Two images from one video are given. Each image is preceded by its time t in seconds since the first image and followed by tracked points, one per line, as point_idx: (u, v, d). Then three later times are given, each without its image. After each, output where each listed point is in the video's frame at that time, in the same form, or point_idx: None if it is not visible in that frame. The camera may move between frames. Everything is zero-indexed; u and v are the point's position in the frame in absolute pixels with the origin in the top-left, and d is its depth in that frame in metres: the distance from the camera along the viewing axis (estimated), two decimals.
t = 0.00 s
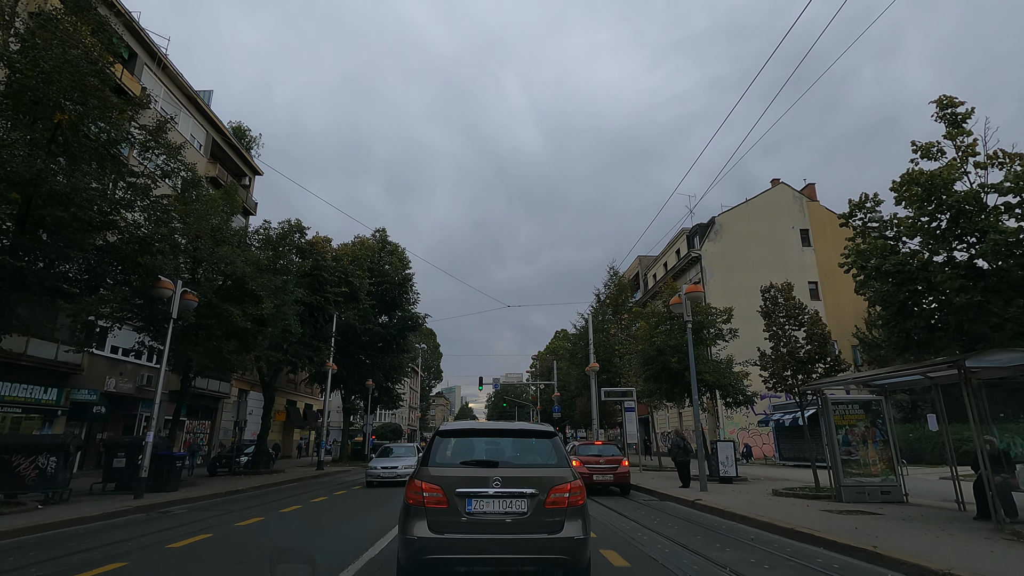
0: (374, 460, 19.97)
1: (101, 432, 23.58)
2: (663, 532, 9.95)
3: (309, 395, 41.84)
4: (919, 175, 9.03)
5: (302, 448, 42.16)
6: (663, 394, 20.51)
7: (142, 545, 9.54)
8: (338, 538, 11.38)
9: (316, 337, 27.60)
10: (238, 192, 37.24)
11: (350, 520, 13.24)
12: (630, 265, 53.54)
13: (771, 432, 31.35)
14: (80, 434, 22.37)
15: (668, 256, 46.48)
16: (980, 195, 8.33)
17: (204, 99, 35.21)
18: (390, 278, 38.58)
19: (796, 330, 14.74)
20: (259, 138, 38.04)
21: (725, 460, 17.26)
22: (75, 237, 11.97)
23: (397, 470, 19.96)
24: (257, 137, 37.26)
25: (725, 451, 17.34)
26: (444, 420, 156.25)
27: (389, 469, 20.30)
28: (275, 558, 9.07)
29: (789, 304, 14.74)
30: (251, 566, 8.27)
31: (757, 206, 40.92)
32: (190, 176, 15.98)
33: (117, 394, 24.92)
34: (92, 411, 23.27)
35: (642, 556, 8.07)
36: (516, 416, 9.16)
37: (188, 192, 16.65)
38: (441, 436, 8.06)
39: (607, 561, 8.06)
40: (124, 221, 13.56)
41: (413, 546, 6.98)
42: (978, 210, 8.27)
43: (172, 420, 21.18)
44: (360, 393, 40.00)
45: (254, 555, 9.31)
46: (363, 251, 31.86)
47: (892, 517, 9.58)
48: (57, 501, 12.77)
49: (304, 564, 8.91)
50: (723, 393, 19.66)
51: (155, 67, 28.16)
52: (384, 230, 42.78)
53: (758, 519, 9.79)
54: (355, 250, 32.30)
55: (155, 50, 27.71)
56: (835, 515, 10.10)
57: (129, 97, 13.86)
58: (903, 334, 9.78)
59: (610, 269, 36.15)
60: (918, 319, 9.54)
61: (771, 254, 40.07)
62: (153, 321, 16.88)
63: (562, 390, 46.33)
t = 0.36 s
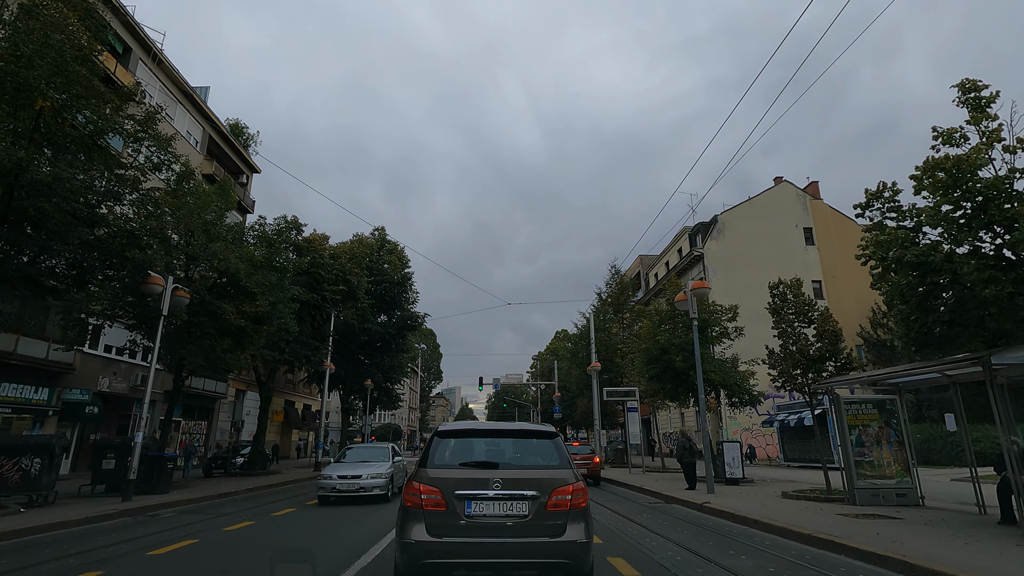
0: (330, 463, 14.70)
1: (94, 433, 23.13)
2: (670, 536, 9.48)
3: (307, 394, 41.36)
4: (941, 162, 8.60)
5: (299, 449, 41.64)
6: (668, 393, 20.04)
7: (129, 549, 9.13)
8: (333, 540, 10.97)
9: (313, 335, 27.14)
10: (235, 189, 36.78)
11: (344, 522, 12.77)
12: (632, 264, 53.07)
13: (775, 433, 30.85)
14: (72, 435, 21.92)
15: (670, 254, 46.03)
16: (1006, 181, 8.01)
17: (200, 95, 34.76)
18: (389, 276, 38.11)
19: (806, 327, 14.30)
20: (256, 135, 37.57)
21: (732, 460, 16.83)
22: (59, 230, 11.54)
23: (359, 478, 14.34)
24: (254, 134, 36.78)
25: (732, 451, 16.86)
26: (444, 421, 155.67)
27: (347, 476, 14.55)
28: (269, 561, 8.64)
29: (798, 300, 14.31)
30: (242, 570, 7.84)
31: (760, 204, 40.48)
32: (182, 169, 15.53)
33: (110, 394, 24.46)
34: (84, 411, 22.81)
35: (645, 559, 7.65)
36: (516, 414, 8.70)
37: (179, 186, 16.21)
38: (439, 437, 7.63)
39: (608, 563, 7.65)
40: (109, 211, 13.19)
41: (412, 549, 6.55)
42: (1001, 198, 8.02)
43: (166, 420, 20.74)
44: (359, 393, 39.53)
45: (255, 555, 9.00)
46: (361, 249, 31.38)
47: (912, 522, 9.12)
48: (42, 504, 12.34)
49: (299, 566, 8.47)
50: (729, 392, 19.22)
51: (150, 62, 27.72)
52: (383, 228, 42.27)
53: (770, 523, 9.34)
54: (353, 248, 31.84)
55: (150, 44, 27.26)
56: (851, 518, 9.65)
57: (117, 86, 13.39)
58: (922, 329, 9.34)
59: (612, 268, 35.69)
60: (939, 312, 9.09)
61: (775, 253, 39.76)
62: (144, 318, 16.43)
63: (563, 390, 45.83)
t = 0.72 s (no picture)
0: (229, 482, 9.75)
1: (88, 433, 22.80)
2: (675, 537, 9.12)
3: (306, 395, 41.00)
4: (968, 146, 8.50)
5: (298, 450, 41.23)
6: (671, 393, 19.66)
7: (120, 553, 8.87)
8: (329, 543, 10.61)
9: (311, 334, 26.78)
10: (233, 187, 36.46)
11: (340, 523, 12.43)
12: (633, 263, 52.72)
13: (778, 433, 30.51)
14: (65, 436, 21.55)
15: (672, 253, 45.68)
16: None
17: (197, 92, 34.39)
18: (388, 276, 37.73)
19: (814, 325, 13.94)
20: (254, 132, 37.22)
21: (737, 461, 16.48)
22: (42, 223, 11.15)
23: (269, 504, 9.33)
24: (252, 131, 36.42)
25: (737, 452, 16.51)
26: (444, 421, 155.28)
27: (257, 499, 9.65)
28: (264, 562, 8.41)
29: (807, 297, 13.95)
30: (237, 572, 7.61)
31: (763, 202, 40.11)
32: (174, 162, 15.16)
33: (105, 394, 24.09)
34: (78, 411, 22.43)
35: (649, 563, 7.31)
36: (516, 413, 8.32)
37: (173, 180, 15.88)
38: (438, 438, 7.25)
39: (608, 564, 7.34)
40: (99, 204, 12.94)
41: (409, 552, 6.21)
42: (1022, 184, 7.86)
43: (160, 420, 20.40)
44: (358, 393, 39.17)
45: (255, 554, 8.83)
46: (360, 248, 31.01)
47: (929, 525, 8.77)
48: (27, 506, 11.97)
49: (299, 566, 8.29)
50: (733, 392, 18.86)
51: (145, 58, 27.36)
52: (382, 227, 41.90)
53: (782, 526, 9.00)
54: (351, 246, 31.47)
55: (146, 40, 26.90)
56: (865, 522, 9.32)
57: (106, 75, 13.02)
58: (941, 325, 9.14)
59: (613, 266, 35.33)
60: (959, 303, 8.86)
61: (777, 252, 39.41)
62: (137, 315, 16.07)
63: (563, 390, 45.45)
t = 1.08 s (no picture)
0: None
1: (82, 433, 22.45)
2: (679, 540, 8.78)
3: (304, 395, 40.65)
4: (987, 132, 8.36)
5: (296, 451, 40.86)
6: (673, 392, 19.33)
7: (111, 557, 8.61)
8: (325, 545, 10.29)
9: (308, 334, 26.44)
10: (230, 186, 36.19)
11: (336, 525, 12.10)
12: (633, 262, 52.41)
13: (780, 432, 30.20)
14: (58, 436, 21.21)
15: (672, 252, 45.35)
16: None
17: (193, 90, 34.04)
18: (386, 274, 37.39)
19: (821, 321, 13.62)
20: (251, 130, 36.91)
21: (741, 460, 16.18)
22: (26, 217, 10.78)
23: None
24: (249, 129, 36.08)
25: (742, 452, 16.20)
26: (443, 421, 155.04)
27: None
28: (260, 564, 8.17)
29: (814, 293, 13.64)
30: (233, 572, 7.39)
31: (764, 199, 39.81)
32: (167, 156, 14.88)
33: (99, 394, 23.76)
34: (71, 411, 22.09)
35: (648, 562, 7.23)
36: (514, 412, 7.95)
37: (165, 175, 15.57)
38: (439, 437, 6.94)
39: (610, 565, 7.06)
40: (88, 199, 12.65)
41: (407, 552, 5.90)
42: None
43: (154, 420, 20.05)
44: (357, 393, 38.83)
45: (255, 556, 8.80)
46: (358, 246, 30.64)
47: (945, 527, 8.45)
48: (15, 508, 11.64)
49: (298, 566, 8.21)
50: (738, 390, 18.53)
51: (140, 54, 27.02)
52: (381, 225, 41.54)
53: (793, 528, 8.67)
54: (349, 244, 31.10)
55: (139, 35, 26.53)
56: (879, 523, 9.01)
57: (93, 65, 12.70)
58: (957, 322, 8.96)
59: (614, 264, 34.99)
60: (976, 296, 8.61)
61: (779, 250, 39.09)
62: (130, 314, 15.76)
63: (564, 390, 45.11)
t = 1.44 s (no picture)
0: None
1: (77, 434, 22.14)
2: (684, 545, 8.43)
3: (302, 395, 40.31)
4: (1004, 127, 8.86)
5: (295, 452, 40.53)
6: (676, 392, 19.02)
7: (102, 561, 8.32)
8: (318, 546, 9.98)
9: (306, 334, 26.13)
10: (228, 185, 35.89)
11: (331, 527, 11.80)
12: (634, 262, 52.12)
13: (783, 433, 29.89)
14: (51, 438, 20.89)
15: (673, 251, 45.04)
16: None
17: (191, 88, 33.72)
18: (386, 274, 37.11)
19: (828, 320, 13.30)
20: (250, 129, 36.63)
21: (746, 461, 15.88)
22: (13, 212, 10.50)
23: None
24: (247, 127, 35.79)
25: (747, 453, 15.90)
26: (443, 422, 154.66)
27: None
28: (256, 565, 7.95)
29: (821, 290, 13.29)
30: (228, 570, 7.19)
31: (766, 199, 39.53)
32: (162, 151, 14.60)
33: (93, 394, 23.44)
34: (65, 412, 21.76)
35: (646, 562, 7.29)
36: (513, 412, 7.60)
37: (160, 170, 15.28)
38: (439, 438, 6.65)
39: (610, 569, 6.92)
40: (77, 193, 12.28)
41: (408, 551, 5.61)
42: None
43: (148, 421, 19.74)
44: (356, 394, 38.52)
45: (253, 557, 8.67)
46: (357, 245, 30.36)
47: (963, 531, 8.14)
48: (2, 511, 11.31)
49: (298, 567, 8.09)
50: (742, 390, 18.21)
51: (136, 51, 26.72)
52: (380, 225, 41.22)
53: (806, 533, 8.35)
54: (348, 243, 30.82)
55: (136, 32, 26.22)
56: (893, 527, 8.72)
57: (84, 57, 12.42)
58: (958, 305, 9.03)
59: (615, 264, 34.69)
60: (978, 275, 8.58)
61: (781, 250, 38.79)
62: (123, 313, 15.47)
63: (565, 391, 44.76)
